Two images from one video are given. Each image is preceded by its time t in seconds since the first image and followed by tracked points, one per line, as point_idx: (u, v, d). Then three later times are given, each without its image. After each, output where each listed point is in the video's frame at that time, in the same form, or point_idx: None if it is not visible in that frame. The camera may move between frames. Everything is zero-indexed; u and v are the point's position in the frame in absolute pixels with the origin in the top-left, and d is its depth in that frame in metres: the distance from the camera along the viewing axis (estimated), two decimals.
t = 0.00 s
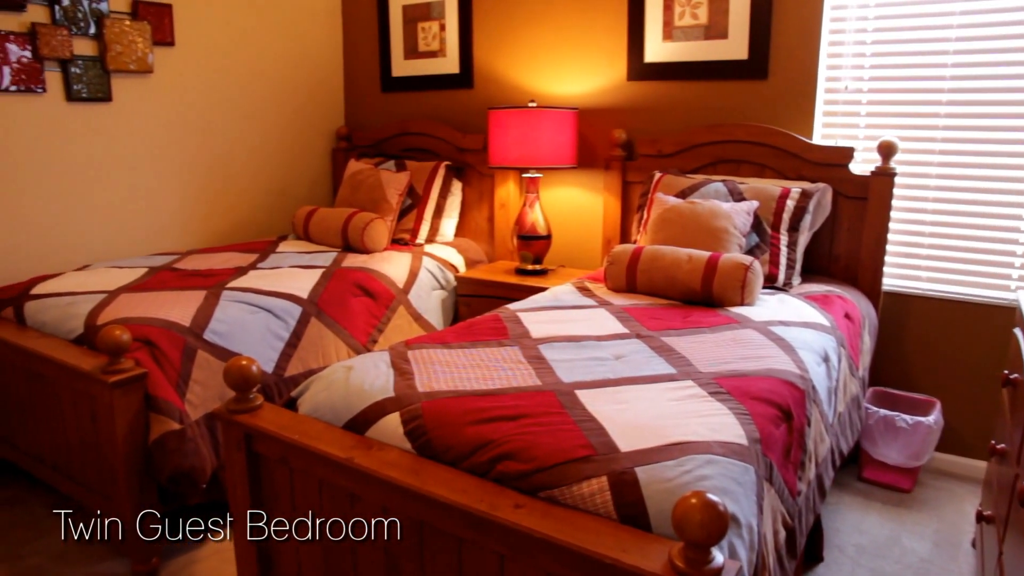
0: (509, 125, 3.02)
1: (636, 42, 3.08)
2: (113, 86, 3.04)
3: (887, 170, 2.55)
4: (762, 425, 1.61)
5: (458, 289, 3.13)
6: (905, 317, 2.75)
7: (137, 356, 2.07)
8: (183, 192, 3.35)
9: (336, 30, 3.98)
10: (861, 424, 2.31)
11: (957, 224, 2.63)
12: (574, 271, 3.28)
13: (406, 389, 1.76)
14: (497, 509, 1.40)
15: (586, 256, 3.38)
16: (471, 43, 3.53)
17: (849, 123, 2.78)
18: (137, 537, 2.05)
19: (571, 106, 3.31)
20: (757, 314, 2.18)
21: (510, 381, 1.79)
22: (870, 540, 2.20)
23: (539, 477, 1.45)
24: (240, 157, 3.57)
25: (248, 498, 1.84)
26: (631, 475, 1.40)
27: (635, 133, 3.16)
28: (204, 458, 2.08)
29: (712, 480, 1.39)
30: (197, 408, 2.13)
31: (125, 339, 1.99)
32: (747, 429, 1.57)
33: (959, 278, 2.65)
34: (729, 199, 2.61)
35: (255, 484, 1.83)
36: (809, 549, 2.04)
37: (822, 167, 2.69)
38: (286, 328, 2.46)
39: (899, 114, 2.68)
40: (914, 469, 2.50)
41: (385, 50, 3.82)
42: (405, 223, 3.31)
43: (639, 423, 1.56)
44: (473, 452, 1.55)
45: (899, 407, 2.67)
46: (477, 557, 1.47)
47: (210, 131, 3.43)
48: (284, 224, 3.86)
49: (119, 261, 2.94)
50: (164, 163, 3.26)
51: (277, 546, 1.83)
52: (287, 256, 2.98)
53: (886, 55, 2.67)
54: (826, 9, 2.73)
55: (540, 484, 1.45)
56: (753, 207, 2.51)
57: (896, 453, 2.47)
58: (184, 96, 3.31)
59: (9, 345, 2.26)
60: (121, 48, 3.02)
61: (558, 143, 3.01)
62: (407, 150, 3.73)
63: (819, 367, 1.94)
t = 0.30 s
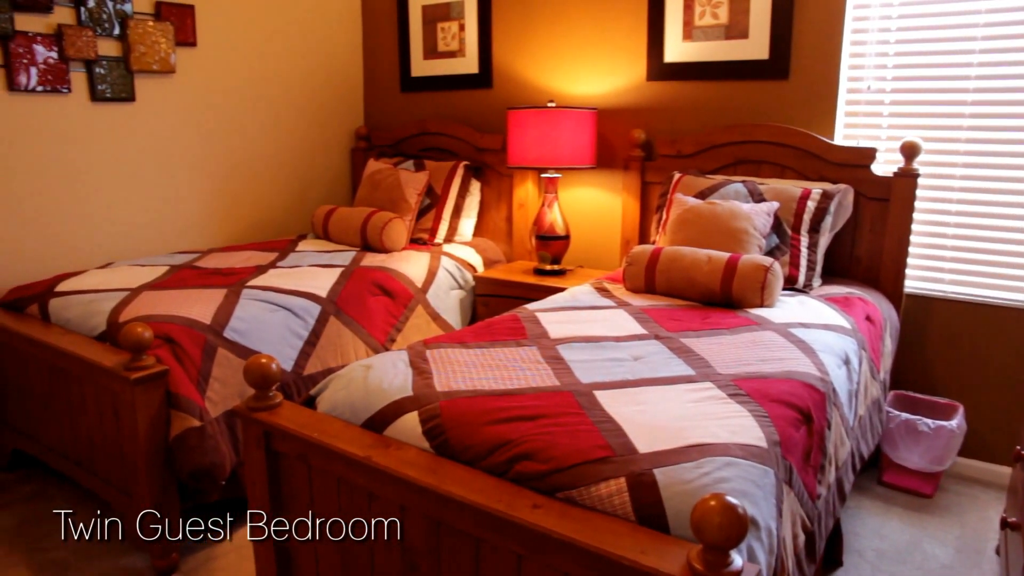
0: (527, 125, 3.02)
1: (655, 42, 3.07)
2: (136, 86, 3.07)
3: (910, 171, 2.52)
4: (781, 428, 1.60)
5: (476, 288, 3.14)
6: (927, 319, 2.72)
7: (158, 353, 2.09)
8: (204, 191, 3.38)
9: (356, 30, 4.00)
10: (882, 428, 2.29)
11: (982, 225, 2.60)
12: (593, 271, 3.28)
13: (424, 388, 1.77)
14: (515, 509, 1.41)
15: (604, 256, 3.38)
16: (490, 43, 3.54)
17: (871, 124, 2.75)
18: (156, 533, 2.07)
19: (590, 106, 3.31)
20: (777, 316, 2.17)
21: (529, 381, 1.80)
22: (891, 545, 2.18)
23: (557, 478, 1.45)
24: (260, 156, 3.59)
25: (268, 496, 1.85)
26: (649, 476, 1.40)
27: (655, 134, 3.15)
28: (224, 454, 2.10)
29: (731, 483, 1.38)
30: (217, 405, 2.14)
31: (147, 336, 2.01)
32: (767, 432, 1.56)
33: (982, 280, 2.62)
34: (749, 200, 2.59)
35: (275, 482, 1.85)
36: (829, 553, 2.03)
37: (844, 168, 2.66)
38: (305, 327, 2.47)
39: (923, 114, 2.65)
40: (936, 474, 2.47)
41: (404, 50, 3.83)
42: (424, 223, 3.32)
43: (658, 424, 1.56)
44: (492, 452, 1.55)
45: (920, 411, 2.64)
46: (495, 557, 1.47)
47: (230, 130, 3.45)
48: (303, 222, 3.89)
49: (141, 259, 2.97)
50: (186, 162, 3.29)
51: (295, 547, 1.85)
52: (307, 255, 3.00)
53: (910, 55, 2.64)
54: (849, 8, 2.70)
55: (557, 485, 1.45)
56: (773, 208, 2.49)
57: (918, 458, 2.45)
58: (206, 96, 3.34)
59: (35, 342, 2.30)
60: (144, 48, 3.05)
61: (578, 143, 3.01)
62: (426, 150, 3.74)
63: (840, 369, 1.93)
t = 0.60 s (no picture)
0: (546, 125, 3.02)
1: (675, 41, 3.05)
2: (158, 86, 3.10)
3: (933, 171, 2.50)
4: (800, 430, 1.59)
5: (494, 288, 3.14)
6: (950, 322, 2.69)
7: (179, 351, 2.11)
8: (223, 190, 3.41)
9: (375, 31, 4.02)
10: (902, 432, 2.27)
11: (1006, 227, 2.57)
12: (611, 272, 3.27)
13: (442, 388, 1.77)
14: (533, 510, 1.40)
15: (622, 257, 3.37)
16: (509, 43, 3.54)
17: (893, 124, 2.73)
18: (177, 528, 2.09)
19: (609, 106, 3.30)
20: (797, 318, 2.15)
21: (546, 381, 1.79)
22: (912, 551, 2.16)
23: (574, 479, 1.45)
24: (279, 155, 3.62)
25: (287, 495, 1.86)
26: (666, 478, 1.39)
27: (673, 134, 3.14)
28: (243, 451, 2.12)
29: (750, 485, 1.37)
30: (236, 403, 2.16)
31: (168, 334, 2.03)
32: (786, 434, 1.55)
33: (1007, 282, 2.59)
34: (769, 201, 2.57)
35: (292, 479, 1.86)
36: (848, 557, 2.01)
37: (866, 169, 2.64)
38: (324, 326, 2.49)
39: (946, 115, 2.63)
40: (958, 479, 2.45)
41: (424, 50, 3.85)
42: (442, 223, 3.33)
43: (676, 425, 1.55)
44: (509, 452, 1.55)
45: (942, 415, 2.62)
46: (513, 557, 1.47)
47: (250, 130, 3.48)
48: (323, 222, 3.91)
49: (161, 257, 3.00)
50: (207, 161, 3.32)
51: (313, 547, 1.87)
52: (325, 254, 3.02)
53: (934, 55, 2.62)
54: (871, 7, 2.68)
55: (575, 486, 1.44)
56: (793, 209, 2.48)
57: (939, 462, 2.43)
58: (226, 95, 3.36)
59: (59, 339, 2.33)
60: (166, 49, 3.08)
61: (596, 143, 3.00)
62: (444, 150, 3.75)
63: (861, 372, 1.91)
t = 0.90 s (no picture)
0: (564, 126, 3.02)
1: (694, 41, 3.04)
2: (179, 86, 3.13)
3: (956, 173, 2.47)
4: (819, 433, 1.58)
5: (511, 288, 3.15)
6: (972, 325, 2.66)
7: (198, 349, 2.13)
8: (242, 189, 3.43)
9: (394, 31, 4.03)
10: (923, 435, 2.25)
11: None
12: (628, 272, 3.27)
13: (459, 388, 1.78)
14: (550, 510, 1.40)
15: (639, 258, 3.36)
16: (527, 43, 3.54)
17: (916, 125, 2.71)
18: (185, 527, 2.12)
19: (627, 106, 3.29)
20: (816, 320, 2.14)
21: (563, 382, 1.79)
22: (932, 556, 2.14)
23: (591, 480, 1.45)
24: (297, 155, 3.64)
25: (305, 493, 1.87)
26: (683, 480, 1.38)
27: (692, 134, 3.13)
28: (261, 449, 2.13)
29: (768, 488, 1.37)
30: (254, 401, 2.18)
31: (187, 332, 2.04)
32: (805, 437, 1.54)
33: None
34: (788, 202, 2.56)
35: (309, 477, 1.87)
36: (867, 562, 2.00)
37: (887, 170, 2.61)
38: (341, 325, 2.50)
39: (970, 115, 2.60)
40: (980, 484, 2.42)
41: (441, 50, 3.86)
42: (459, 222, 3.34)
43: (693, 427, 1.54)
44: (526, 452, 1.55)
45: (963, 419, 2.59)
46: (529, 558, 1.47)
47: (269, 129, 3.50)
48: (340, 221, 3.93)
49: (181, 256, 3.03)
50: (226, 160, 3.35)
51: (331, 547, 1.88)
52: (343, 253, 3.04)
53: (957, 55, 2.59)
54: (893, 6, 2.66)
55: (592, 487, 1.44)
56: (812, 211, 2.46)
57: (961, 467, 2.41)
58: (246, 95, 3.39)
59: (81, 335, 2.36)
60: (187, 49, 3.11)
61: (614, 144, 3.00)
62: (461, 150, 3.76)
63: (881, 375, 1.90)
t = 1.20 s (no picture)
0: (582, 126, 3.02)
1: (712, 41, 3.03)
2: (199, 85, 3.16)
3: (978, 173, 2.45)
4: (838, 436, 1.57)
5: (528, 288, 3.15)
6: (994, 327, 2.64)
7: (217, 347, 2.15)
8: (260, 188, 3.46)
9: (412, 31, 4.05)
10: (943, 439, 2.23)
11: None
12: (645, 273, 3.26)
13: (476, 387, 1.78)
14: (566, 511, 1.40)
15: (656, 258, 3.35)
16: (544, 43, 3.54)
17: (938, 125, 2.68)
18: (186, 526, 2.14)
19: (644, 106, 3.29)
20: (835, 322, 2.12)
21: (580, 383, 1.79)
22: (952, 562, 2.12)
23: (607, 481, 1.44)
24: (315, 154, 3.66)
25: (322, 492, 1.88)
26: (701, 482, 1.38)
27: (709, 135, 3.11)
28: (278, 447, 2.14)
29: (786, 491, 1.36)
30: (271, 399, 2.19)
31: (206, 330, 2.06)
32: (824, 440, 1.53)
33: None
34: (807, 203, 2.54)
35: (326, 475, 1.89)
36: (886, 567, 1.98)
37: (908, 171, 2.59)
38: (358, 324, 2.51)
39: (993, 115, 2.57)
40: (1002, 490, 2.39)
41: (459, 50, 3.86)
42: (476, 222, 3.34)
43: (711, 429, 1.54)
44: (542, 452, 1.55)
45: (985, 423, 2.56)
46: (545, 558, 1.47)
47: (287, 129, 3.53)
48: (357, 221, 3.95)
49: (199, 254, 3.05)
50: (244, 159, 3.37)
51: (348, 545, 1.89)
52: (360, 252, 3.05)
53: (980, 54, 2.57)
54: (915, 6, 2.64)
55: (608, 488, 1.44)
56: (831, 212, 2.44)
57: (982, 472, 2.38)
58: (264, 95, 3.41)
59: (102, 333, 2.38)
60: (207, 49, 3.13)
61: (631, 144, 2.99)
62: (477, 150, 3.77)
63: (900, 378, 1.88)
